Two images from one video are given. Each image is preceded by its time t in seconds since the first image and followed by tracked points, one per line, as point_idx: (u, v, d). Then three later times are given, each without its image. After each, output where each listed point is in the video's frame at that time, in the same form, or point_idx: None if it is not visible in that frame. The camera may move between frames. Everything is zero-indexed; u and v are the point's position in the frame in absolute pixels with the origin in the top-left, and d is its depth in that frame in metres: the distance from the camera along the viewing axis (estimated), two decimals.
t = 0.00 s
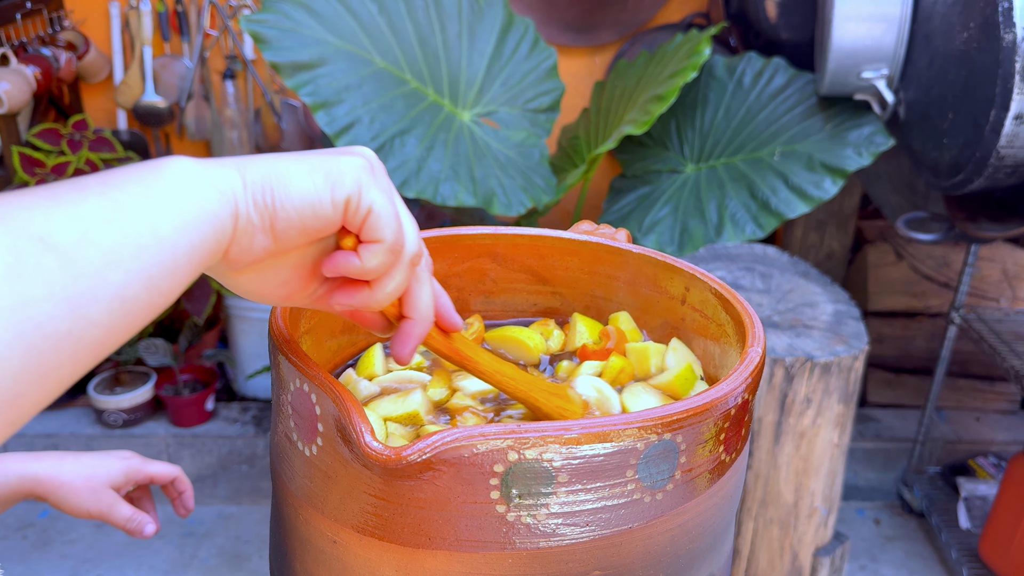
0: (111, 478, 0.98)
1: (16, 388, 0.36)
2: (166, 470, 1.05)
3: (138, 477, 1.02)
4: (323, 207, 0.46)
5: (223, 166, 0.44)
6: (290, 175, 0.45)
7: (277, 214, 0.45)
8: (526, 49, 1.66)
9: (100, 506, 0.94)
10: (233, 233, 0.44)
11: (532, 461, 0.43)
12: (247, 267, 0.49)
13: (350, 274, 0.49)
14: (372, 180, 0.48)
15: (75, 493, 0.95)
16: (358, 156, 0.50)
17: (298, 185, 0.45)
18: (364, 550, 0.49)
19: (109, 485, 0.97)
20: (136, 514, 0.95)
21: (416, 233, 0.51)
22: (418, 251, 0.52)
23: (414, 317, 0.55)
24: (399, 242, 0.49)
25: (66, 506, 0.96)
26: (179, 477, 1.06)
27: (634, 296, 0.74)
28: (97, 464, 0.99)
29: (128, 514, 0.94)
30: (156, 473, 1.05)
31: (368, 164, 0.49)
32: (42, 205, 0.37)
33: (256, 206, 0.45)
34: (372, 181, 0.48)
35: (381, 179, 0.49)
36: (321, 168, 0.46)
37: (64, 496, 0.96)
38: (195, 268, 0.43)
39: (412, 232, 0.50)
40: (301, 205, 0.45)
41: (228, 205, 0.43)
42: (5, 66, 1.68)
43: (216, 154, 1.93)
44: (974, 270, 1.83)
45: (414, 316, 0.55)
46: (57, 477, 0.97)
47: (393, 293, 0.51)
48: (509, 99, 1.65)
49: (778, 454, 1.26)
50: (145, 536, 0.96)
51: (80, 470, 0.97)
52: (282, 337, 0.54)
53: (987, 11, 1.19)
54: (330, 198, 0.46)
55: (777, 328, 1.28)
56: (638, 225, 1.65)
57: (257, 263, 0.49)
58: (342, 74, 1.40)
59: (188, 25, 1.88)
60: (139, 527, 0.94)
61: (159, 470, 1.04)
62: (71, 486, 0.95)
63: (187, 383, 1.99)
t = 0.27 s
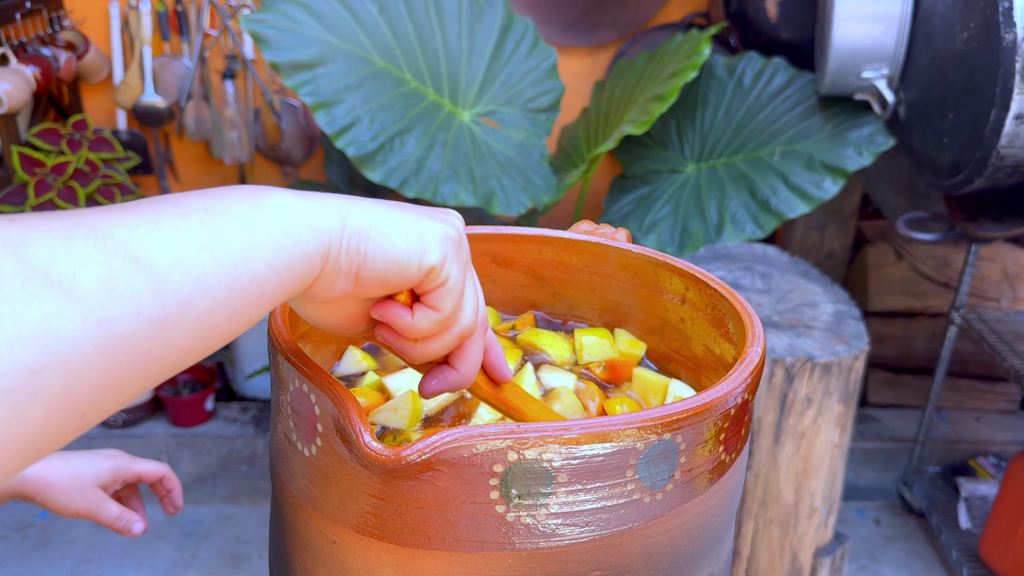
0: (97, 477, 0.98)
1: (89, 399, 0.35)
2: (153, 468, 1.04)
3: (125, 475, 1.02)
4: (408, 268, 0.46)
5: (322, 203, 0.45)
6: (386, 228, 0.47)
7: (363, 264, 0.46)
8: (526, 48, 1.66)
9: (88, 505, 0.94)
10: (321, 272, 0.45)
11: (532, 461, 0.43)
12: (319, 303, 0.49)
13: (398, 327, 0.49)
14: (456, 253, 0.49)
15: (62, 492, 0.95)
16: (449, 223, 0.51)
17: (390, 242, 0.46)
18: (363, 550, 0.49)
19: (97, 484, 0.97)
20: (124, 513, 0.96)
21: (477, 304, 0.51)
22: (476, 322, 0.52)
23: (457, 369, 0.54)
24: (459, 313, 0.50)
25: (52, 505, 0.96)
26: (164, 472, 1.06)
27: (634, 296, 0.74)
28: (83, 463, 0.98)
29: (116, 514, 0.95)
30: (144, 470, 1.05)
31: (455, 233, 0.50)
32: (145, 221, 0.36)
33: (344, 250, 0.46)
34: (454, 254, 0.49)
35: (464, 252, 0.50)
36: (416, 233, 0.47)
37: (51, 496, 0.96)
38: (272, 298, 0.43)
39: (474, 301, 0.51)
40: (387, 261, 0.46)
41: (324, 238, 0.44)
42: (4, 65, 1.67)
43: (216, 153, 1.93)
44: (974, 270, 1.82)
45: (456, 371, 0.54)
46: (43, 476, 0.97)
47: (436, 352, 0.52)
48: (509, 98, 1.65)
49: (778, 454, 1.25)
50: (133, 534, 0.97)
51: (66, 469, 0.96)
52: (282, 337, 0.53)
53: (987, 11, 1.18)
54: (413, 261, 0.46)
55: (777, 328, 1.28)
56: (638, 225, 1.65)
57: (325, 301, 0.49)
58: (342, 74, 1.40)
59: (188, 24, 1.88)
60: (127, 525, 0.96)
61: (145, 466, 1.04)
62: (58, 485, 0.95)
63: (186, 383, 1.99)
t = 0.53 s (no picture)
0: (97, 478, 0.98)
1: (77, 327, 0.32)
2: (153, 469, 1.04)
3: (126, 476, 1.02)
4: (348, 259, 0.42)
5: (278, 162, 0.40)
6: (341, 205, 0.42)
7: (306, 242, 0.41)
8: (526, 48, 1.66)
9: (88, 506, 0.94)
10: (265, 243, 0.40)
11: (532, 461, 0.43)
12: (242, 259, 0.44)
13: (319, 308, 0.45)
14: (402, 256, 0.44)
15: (62, 492, 0.95)
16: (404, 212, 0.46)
17: (342, 227, 0.41)
18: (363, 550, 0.48)
19: (97, 484, 0.97)
20: (123, 513, 0.94)
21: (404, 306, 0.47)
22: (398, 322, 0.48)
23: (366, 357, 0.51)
24: (384, 312, 0.46)
25: (53, 506, 0.96)
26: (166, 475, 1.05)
27: (634, 297, 0.74)
28: (84, 464, 0.98)
29: (115, 514, 0.93)
30: (146, 472, 1.04)
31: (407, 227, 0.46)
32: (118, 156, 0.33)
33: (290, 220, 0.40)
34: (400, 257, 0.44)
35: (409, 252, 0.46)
36: (370, 221, 0.42)
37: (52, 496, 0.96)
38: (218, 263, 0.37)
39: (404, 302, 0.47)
40: (331, 246, 0.41)
41: (281, 205, 0.39)
42: (4, 66, 1.67)
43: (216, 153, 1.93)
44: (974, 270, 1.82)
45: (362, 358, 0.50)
46: (44, 477, 0.97)
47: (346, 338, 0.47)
48: (509, 98, 1.65)
49: (778, 454, 1.25)
50: (133, 536, 0.94)
51: (66, 470, 0.97)
52: (282, 337, 0.53)
53: (987, 11, 1.18)
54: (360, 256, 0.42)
55: (777, 328, 1.28)
56: (638, 225, 1.65)
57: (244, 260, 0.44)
58: (341, 74, 1.40)
59: (188, 24, 1.88)
60: (126, 526, 0.93)
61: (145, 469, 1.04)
62: (58, 485, 0.96)
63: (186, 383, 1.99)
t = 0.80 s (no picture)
0: (118, 476, 0.97)
1: (18, 194, 0.36)
2: (175, 466, 1.04)
3: (147, 473, 1.02)
4: (250, 92, 0.39)
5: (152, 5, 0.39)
6: (223, 32, 0.39)
7: (201, 80, 0.39)
8: (526, 48, 1.66)
9: (109, 503, 0.94)
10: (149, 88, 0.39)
11: (532, 461, 0.43)
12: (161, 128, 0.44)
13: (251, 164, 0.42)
14: (322, 77, 0.40)
15: (83, 489, 0.95)
16: (320, 35, 0.42)
17: (232, 56, 0.39)
18: (363, 550, 0.49)
19: (118, 481, 0.97)
20: (145, 510, 0.94)
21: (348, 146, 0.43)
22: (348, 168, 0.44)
23: (322, 221, 0.47)
24: (323, 154, 0.42)
25: (73, 503, 0.96)
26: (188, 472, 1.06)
27: (634, 297, 0.74)
28: (105, 461, 0.98)
29: (137, 510, 0.93)
30: (166, 469, 1.04)
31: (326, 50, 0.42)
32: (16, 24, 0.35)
33: (175, 63, 0.39)
34: (318, 79, 0.40)
35: (335, 76, 0.42)
36: (262, 40, 0.39)
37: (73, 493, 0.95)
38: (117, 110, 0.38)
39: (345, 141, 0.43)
40: (224, 81, 0.39)
41: (152, 46, 0.38)
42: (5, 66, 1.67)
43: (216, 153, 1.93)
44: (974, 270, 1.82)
45: (321, 222, 0.47)
46: (64, 475, 0.96)
47: (296, 199, 0.44)
48: (509, 98, 1.65)
49: (778, 454, 1.25)
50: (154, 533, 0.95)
51: (88, 468, 0.96)
52: (282, 337, 0.53)
53: (987, 11, 1.18)
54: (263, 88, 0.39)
55: (777, 328, 1.28)
56: (638, 225, 1.65)
57: (159, 123, 0.43)
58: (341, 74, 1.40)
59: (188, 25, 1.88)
60: (148, 523, 0.94)
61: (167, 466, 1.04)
62: (78, 483, 0.95)
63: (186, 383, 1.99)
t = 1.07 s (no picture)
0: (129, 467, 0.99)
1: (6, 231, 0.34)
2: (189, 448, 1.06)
3: (157, 458, 1.04)
4: (221, 122, 0.35)
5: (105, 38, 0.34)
6: (184, 58, 0.34)
7: (166, 117, 0.35)
8: (526, 49, 1.66)
9: (124, 493, 0.96)
10: (112, 135, 0.35)
11: (532, 461, 0.43)
12: (139, 163, 0.39)
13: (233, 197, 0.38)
14: (297, 94, 0.36)
15: (96, 483, 0.96)
16: (287, 47, 0.38)
17: (193, 85, 0.34)
18: (364, 550, 0.49)
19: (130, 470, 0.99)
20: (162, 495, 0.95)
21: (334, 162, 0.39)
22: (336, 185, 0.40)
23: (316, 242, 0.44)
24: (308, 175, 0.38)
25: (88, 498, 0.97)
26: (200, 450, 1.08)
27: (634, 296, 0.74)
28: (113, 454, 0.99)
29: (154, 496, 0.94)
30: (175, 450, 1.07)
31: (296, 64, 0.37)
32: None
33: (141, 100, 0.35)
34: (291, 98, 0.36)
35: (309, 89, 0.37)
36: (224, 63, 0.35)
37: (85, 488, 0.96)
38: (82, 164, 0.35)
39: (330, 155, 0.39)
40: (193, 114, 0.35)
41: (106, 88, 0.34)
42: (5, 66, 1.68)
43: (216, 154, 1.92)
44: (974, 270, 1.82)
45: (314, 242, 0.44)
46: (74, 471, 0.96)
47: (285, 224, 0.40)
48: (509, 98, 1.65)
49: (778, 454, 1.26)
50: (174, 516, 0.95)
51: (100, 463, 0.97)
52: (282, 336, 0.53)
53: (987, 11, 1.19)
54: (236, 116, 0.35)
55: (777, 328, 1.28)
56: (638, 225, 1.65)
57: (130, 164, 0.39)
58: (342, 74, 1.40)
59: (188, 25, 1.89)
60: (166, 507, 0.94)
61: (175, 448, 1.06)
62: (91, 477, 0.96)
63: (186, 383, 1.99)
